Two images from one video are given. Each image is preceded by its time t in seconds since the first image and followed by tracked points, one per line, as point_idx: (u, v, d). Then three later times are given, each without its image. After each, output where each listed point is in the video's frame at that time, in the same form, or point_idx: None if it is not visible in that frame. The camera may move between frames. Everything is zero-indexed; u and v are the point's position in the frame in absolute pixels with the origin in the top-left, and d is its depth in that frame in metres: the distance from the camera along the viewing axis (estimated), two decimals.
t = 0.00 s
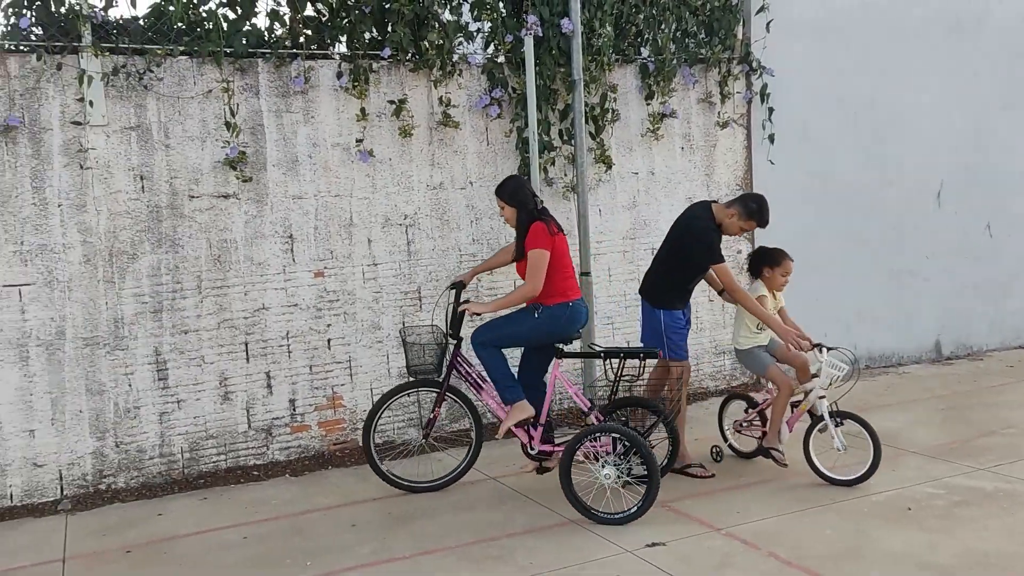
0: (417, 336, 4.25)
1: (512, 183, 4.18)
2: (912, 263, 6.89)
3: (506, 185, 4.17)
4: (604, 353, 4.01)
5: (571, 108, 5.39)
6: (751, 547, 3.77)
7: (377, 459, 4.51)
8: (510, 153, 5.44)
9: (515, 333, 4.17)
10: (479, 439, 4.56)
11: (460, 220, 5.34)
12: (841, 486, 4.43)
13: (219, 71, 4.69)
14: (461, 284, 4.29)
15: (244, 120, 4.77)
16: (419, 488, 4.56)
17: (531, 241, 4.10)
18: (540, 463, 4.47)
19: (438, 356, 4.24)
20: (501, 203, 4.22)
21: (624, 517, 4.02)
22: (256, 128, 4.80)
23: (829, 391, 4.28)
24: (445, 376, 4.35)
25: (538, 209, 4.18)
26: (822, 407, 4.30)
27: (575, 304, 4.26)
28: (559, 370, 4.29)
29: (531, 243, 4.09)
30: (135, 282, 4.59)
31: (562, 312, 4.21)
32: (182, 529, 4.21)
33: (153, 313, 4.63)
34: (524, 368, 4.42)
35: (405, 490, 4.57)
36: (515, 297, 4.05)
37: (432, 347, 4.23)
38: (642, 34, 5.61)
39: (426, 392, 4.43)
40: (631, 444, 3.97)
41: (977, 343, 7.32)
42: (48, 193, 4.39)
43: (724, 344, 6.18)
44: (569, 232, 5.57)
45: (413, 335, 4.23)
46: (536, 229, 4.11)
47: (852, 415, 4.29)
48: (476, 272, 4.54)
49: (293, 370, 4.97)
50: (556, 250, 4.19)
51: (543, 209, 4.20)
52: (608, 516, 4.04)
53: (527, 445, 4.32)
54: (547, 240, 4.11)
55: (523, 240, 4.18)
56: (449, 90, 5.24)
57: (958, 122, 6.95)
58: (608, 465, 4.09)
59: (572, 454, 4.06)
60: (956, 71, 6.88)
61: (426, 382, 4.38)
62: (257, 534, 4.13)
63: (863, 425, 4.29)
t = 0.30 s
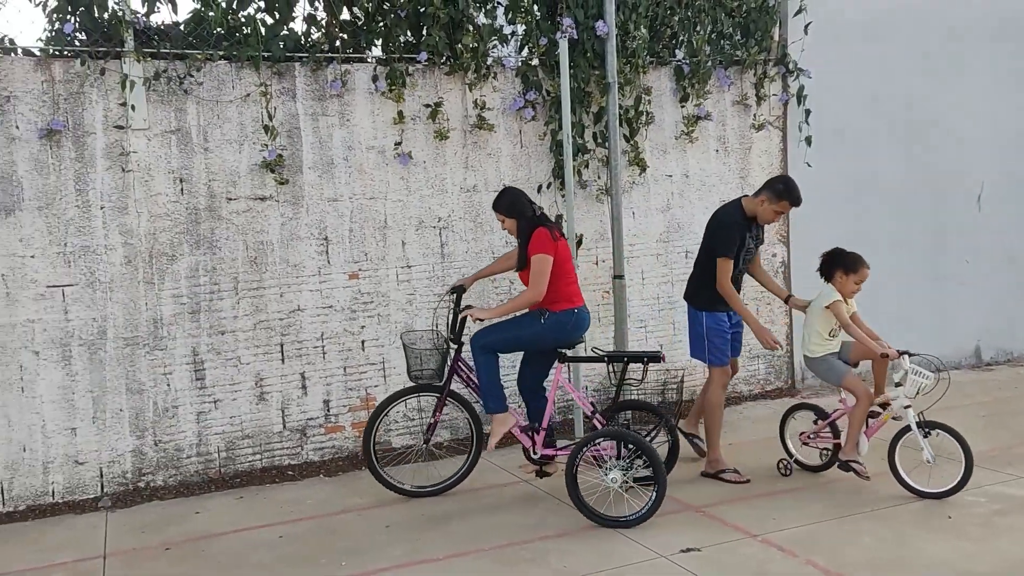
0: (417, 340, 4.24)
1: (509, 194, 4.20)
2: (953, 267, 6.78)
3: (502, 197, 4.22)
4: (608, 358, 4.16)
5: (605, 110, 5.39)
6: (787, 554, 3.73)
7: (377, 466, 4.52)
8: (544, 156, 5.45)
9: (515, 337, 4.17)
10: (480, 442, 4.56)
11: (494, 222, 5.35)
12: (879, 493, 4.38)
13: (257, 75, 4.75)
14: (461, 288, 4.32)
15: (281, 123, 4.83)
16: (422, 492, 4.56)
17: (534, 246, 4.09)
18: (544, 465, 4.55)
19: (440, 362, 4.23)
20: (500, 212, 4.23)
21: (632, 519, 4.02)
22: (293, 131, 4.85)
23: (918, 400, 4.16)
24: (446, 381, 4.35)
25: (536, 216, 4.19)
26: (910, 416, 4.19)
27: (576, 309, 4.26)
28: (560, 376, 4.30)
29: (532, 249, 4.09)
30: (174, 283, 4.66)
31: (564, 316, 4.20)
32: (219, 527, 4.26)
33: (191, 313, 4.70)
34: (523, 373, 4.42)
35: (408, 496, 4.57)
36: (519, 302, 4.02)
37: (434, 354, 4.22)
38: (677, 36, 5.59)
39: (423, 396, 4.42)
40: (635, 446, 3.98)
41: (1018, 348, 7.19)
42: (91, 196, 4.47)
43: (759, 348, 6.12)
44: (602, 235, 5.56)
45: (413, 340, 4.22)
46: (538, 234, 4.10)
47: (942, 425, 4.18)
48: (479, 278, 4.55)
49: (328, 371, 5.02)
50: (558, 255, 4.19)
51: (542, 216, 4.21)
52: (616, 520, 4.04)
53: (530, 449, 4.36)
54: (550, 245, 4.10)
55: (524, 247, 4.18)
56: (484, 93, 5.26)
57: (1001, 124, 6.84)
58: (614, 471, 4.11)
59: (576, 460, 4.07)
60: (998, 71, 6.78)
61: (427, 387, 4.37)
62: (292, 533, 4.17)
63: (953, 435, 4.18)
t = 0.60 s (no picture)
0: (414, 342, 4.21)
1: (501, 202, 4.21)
2: (989, 270, 6.69)
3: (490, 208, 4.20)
4: (606, 360, 4.15)
5: (635, 112, 5.39)
6: (819, 560, 3.70)
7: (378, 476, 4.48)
8: (574, 159, 5.44)
9: (521, 336, 4.20)
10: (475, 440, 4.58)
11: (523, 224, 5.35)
12: (913, 500, 4.32)
13: (290, 78, 4.79)
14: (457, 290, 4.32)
15: (313, 125, 4.87)
16: (439, 492, 4.56)
17: (532, 248, 4.10)
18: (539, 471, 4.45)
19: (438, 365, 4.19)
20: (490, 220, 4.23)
21: (636, 520, 4.04)
22: (325, 134, 4.89)
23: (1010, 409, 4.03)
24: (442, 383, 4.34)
25: (529, 220, 4.21)
26: (1002, 426, 4.05)
27: (576, 309, 4.28)
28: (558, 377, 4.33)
29: (530, 252, 4.11)
30: (207, 283, 4.71)
31: (566, 315, 4.23)
32: (251, 526, 4.30)
33: (224, 313, 4.75)
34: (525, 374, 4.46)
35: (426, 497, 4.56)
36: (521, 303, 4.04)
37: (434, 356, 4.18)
38: (708, 37, 5.57)
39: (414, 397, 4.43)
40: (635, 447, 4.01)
41: None
42: (127, 197, 4.54)
43: (791, 352, 6.08)
44: (632, 237, 5.55)
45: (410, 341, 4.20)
46: (535, 236, 4.12)
47: None
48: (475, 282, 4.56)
49: (358, 371, 5.05)
50: (557, 255, 4.21)
51: (535, 220, 4.23)
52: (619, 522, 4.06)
53: (527, 452, 4.30)
54: (548, 246, 4.12)
55: (520, 253, 4.19)
56: (515, 96, 5.27)
57: None
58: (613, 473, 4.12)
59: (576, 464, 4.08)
60: None
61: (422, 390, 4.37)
62: (323, 532, 4.20)
63: None
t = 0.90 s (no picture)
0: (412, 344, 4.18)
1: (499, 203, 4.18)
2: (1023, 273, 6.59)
3: (490, 207, 4.16)
4: (604, 362, 4.20)
5: (663, 114, 5.37)
6: (849, 565, 3.66)
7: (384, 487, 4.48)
8: (601, 160, 5.43)
9: (518, 345, 4.18)
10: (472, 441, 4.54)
11: (550, 225, 5.35)
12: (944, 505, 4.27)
13: (319, 80, 4.83)
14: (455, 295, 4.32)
15: (341, 127, 4.90)
16: (446, 490, 4.57)
17: (529, 250, 4.08)
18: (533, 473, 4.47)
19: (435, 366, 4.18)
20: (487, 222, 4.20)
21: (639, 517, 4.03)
22: (353, 135, 4.92)
23: None
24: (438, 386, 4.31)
25: (526, 222, 4.17)
26: None
27: (572, 313, 4.25)
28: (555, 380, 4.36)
29: (526, 256, 4.08)
30: (236, 284, 4.75)
31: (562, 320, 4.22)
32: (280, 525, 4.33)
33: (252, 314, 4.79)
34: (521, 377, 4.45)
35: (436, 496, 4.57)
36: (515, 306, 4.02)
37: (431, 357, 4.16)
38: (736, 38, 5.54)
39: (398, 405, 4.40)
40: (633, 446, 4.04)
41: None
42: (158, 198, 4.60)
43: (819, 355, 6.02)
44: (659, 239, 5.52)
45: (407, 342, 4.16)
46: (532, 238, 4.10)
47: None
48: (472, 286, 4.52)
49: (384, 372, 5.07)
50: (553, 260, 4.18)
51: (532, 221, 4.20)
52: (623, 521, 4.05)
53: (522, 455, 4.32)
54: (545, 248, 4.10)
55: (517, 254, 4.16)
56: (542, 97, 5.27)
57: None
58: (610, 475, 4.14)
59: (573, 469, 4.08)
60: None
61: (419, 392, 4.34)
62: (350, 532, 4.22)
63: None
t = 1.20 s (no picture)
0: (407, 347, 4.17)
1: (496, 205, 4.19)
2: None
3: (489, 209, 4.17)
4: (599, 366, 4.17)
5: (688, 115, 5.36)
6: (874, 570, 3.63)
7: (383, 493, 4.48)
8: (625, 162, 5.43)
9: (516, 348, 4.18)
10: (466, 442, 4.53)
11: (574, 227, 5.34)
12: (972, 510, 4.22)
13: (344, 82, 4.86)
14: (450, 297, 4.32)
15: (366, 129, 4.93)
16: (446, 489, 4.57)
17: (525, 253, 4.09)
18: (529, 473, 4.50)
19: (430, 369, 4.18)
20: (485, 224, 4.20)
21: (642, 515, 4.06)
22: (378, 137, 4.95)
23: None
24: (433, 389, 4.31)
25: (524, 225, 4.18)
26: None
27: (569, 316, 4.25)
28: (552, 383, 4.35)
29: (523, 258, 4.08)
30: (262, 285, 4.80)
31: (558, 323, 4.21)
32: (304, 524, 4.36)
33: (277, 314, 4.83)
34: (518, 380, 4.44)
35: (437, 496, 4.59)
36: (510, 308, 4.03)
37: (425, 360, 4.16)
38: (762, 39, 5.52)
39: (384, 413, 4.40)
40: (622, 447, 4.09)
41: None
42: (186, 200, 4.65)
43: (845, 358, 5.97)
44: (683, 240, 5.51)
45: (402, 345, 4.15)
46: (529, 241, 4.11)
47: None
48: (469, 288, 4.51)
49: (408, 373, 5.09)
50: (550, 262, 4.18)
51: (530, 224, 4.20)
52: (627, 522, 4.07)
53: (519, 457, 4.33)
54: (542, 251, 4.10)
55: (515, 255, 4.16)
56: (566, 99, 5.27)
57: None
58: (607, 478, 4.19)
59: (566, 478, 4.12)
60: None
61: (414, 397, 4.32)
62: (373, 531, 4.25)
63: None
